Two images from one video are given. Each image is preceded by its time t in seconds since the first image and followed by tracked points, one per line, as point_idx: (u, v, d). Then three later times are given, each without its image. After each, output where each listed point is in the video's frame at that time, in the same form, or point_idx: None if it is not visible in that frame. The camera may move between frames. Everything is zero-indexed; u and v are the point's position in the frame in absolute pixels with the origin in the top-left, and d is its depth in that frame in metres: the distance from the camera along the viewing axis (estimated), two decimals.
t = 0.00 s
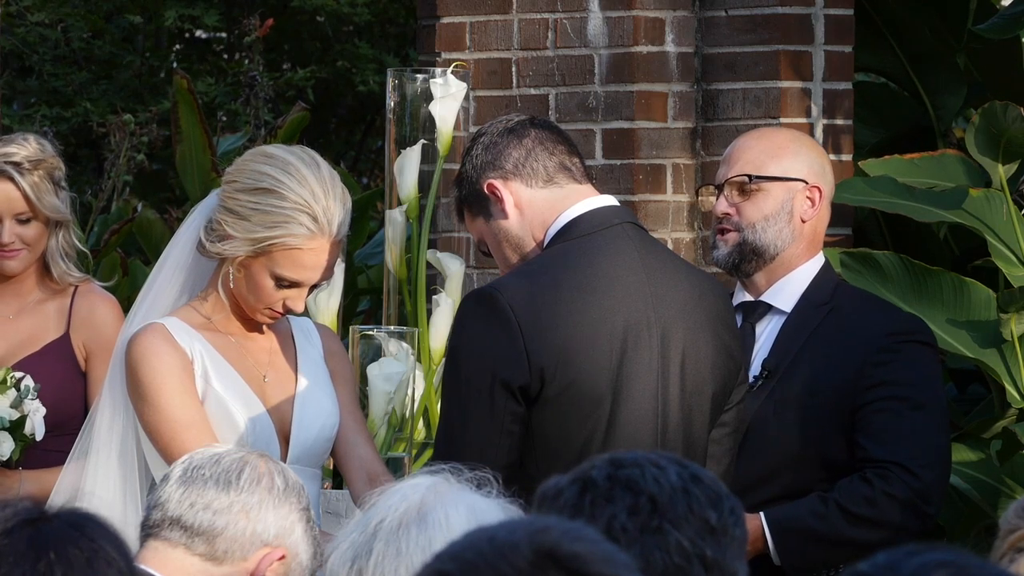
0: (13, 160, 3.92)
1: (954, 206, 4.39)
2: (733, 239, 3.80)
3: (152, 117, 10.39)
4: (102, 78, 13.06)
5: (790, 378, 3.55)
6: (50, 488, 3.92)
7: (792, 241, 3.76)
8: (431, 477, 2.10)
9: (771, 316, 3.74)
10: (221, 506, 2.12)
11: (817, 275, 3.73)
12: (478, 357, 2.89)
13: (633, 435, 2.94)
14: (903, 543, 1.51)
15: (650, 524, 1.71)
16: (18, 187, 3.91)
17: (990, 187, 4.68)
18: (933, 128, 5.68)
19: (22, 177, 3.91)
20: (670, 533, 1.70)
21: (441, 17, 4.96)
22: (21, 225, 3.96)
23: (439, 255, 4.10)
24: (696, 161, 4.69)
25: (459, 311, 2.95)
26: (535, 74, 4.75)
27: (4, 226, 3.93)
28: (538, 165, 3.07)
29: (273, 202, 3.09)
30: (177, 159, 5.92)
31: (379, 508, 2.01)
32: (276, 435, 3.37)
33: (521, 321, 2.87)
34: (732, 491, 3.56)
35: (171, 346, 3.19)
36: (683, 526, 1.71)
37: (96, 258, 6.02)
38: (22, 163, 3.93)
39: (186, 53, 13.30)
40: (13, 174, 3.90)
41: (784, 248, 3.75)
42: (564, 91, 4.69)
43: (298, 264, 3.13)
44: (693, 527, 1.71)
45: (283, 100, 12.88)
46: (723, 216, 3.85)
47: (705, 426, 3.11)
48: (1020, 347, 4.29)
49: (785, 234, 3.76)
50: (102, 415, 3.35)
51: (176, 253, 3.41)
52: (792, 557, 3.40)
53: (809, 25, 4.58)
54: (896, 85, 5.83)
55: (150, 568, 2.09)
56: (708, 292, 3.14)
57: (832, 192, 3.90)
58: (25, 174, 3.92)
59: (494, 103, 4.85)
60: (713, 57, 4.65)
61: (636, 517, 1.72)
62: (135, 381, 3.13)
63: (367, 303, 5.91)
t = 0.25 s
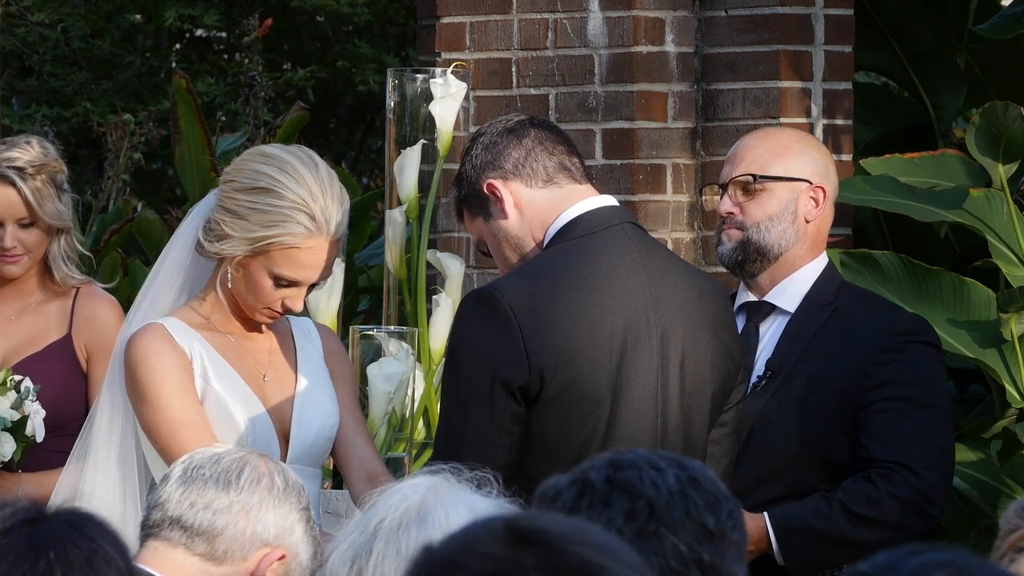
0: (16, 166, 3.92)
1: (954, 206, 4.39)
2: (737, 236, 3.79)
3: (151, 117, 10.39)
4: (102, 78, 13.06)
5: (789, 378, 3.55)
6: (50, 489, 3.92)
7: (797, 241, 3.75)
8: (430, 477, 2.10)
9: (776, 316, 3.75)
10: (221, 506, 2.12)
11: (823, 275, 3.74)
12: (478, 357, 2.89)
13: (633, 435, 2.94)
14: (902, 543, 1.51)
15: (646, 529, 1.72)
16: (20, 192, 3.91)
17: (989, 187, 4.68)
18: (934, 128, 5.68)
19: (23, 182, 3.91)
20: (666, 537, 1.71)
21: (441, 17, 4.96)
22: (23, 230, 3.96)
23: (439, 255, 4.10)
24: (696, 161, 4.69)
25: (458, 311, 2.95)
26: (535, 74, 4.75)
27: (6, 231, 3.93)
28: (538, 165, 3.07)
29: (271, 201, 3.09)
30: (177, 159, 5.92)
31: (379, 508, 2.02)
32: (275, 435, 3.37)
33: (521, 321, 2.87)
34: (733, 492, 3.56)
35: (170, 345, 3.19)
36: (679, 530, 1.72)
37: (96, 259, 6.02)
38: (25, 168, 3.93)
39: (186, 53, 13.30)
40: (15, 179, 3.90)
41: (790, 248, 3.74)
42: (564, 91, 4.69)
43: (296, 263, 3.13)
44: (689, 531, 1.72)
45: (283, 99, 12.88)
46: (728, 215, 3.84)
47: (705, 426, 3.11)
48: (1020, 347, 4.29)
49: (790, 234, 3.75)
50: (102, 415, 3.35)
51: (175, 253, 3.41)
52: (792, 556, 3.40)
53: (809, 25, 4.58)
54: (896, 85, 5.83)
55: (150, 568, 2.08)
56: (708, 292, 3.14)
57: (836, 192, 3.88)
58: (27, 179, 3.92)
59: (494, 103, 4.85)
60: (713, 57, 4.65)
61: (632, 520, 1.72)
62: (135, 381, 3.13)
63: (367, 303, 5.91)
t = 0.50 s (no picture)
0: (14, 166, 3.91)
1: (954, 206, 4.39)
2: (741, 239, 3.79)
3: (151, 117, 10.39)
4: (102, 78, 13.05)
5: (789, 379, 3.55)
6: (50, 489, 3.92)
7: (799, 241, 3.75)
8: (431, 477, 2.10)
9: (779, 316, 3.74)
10: (221, 506, 2.12)
11: (827, 274, 3.74)
12: (478, 357, 2.89)
13: (633, 435, 2.94)
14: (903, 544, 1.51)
15: (649, 530, 1.71)
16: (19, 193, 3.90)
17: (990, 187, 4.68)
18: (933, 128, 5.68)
19: (22, 183, 3.90)
20: (670, 538, 1.71)
21: (440, 17, 4.96)
22: (22, 231, 3.95)
23: (440, 255, 4.10)
24: (696, 161, 4.69)
25: (458, 311, 2.95)
26: (535, 74, 4.75)
27: (5, 232, 3.93)
28: (538, 165, 3.07)
29: (271, 201, 3.09)
30: (177, 159, 5.92)
31: (379, 508, 2.01)
32: (275, 435, 3.37)
33: (521, 320, 2.87)
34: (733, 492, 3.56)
35: (170, 345, 3.19)
36: (683, 531, 1.71)
37: (96, 258, 6.02)
38: (24, 169, 3.92)
39: (186, 54, 13.30)
40: (14, 180, 3.89)
41: (792, 248, 3.74)
42: (564, 91, 4.69)
43: (296, 263, 3.12)
44: (693, 532, 1.72)
45: (283, 100, 12.87)
46: (731, 216, 3.83)
47: (705, 426, 3.11)
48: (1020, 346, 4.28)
49: (793, 234, 3.75)
50: (101, 415, 3.35)
51: (174, 253, 3.41)
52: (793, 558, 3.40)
53: (809, 25, 4.58)
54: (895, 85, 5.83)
55: (150, 568, 2.08)
56: (707, 292, 3.14)
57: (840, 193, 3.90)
58: (26, 180, 3.91)
59: (494, 103, 4.85)
60: (713, 57, 4.65)
61: (636, 521, 1.72)
62: (135, 381, 3.13)
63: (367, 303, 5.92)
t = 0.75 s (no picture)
0: (12, 169, 3.89)
1: (954, 206, 4.39)
2: (743, 240, 3.78)
3: (150, 117, 10.39)
4: (102, 78, 13.05)
5: (790, 379, 3.55)
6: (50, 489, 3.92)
7: (801, 242, 3.75)
8: (430, 476, 2.10)
9: (781, 316, 3.74)
10: (221, 506, 2.12)
11: (829, 274, 3.74)
12: (478, 357, 2.89)
13: (633, 434, 2.94)
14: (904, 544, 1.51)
15: (650, 530, 1.71)
16: (16, 197, 3.88)
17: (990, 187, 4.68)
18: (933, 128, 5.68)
19: (19, 187, 3.88)
20: (670, 538, 1.71)
21: (440, 17, 4.96)
22: (20, 234, 3.94)
23: (440, 255, 4.10)
24: (696, 161, 4.69)
25: (458, 311, 2.95)
26: (535, 74, 4.75)
27: (3, 235, 3.92)
28: (538, 165, 3.07)
29: (271, 201, 3.09)
30: (177, 159, 5.92)
31: (379, 508, 2.01)
32: (275, 435, 3.37)
33: (521, 320, 2.87)
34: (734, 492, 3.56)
35: (170, 345, 3.19)
36: (683, 531, 1.72)
37: (96, 258, 6.02)
38: (22, 172, 3.90)
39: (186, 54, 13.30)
40: (11, 184, 3.88)
41: (793, 249, 3.74)
42: (564, 91, 4.69)
43: (296, 263, 3.12)
44: (694, 532, 1.72)
45: (283, 100, 12.87)
46: (733, 215, 3.83)
47: (705, 426, 3.11)
48: (1020, 346, 4.28)
49: (795, 235, 3.75)
50: (101, 415, 3.35)
51: (174, 253, 3.41)
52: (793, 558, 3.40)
53: (809, 25, 4.58)
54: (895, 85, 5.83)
55: (149, 568, 2.08)
56: (707, 292, 3.14)
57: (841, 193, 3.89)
58: (23, 183, 3.90)
59: (494, 103, 4.85)
60: (713, 57, 4.65)
61: (637, 521, 1.72)
62: (135, 381, 3.13)
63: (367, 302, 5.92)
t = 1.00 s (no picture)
0: (12, 170, 3.89)
1: (954, 206, 4.39)
2: (744, 239, 3.78)
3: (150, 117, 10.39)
4: (102, 78, 13.05)
5: (790, 379, 3.55)
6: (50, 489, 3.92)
7: (802, 242, 3.75)
8: (430, 477, 2.10)
9: (783, 316, 3.74)
10: (221, 506, 2.12)
11: (829, 275, 3.73)
12: (477, 357, 2.89)
13: (633, 435, 2.94)
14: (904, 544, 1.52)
15: (650, 530, 1.71)
16: (17, 198, 3.88)
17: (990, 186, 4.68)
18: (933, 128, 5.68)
19: (20, 188, 3.88)
20: (671, 538, 1.71)
21: (440, 17, 4.96)
22: (20, 235, 3.95)
23: (440, 255, 4.10)
24: (696, 161, 4.69)
25: (458, 311, 2.95)
26: (535, 74, 4.75)
27: (3, 236, 3.92)
28: (538, 165, 3.07)
29: (271, 201, 3.09)
30: (177, 159, 5.92)
31: (379, 508, 2.01)
32: (275, 435, 3.37)
33: (521, 321, 2.87)
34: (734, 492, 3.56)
35: (170, 345, 3.19)
36: (684, 531, 1.72)
37: (96, 258, 6.02)
38: (22, 173, 3.90)
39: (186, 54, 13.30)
40: (11, 186, 3.88)
41: (795, 249, 3.74)
42: (564, 91, 4.69)
43: (296, 264, 3.13)
44: (694, 533, 1.72)
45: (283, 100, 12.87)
46: (735, 215, 3.83)
47: (705, 426, 3.11)
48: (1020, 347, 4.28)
49: (796, 235, 3.74)
50: (101, 415, 3.35)
51: (175, 253, 3.41)
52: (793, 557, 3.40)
53: (809, 25, 4.58)
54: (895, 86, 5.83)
55: (149, 568, 2.08)
56: (707, 292, 3.14)
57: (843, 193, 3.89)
58: (23, 184, 3.90)
59: (494, 103, 4.85)
60: (713, 57, 4.65)
61: (637, 522, 1.71)
62: (135, 381, 3.13)
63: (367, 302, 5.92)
